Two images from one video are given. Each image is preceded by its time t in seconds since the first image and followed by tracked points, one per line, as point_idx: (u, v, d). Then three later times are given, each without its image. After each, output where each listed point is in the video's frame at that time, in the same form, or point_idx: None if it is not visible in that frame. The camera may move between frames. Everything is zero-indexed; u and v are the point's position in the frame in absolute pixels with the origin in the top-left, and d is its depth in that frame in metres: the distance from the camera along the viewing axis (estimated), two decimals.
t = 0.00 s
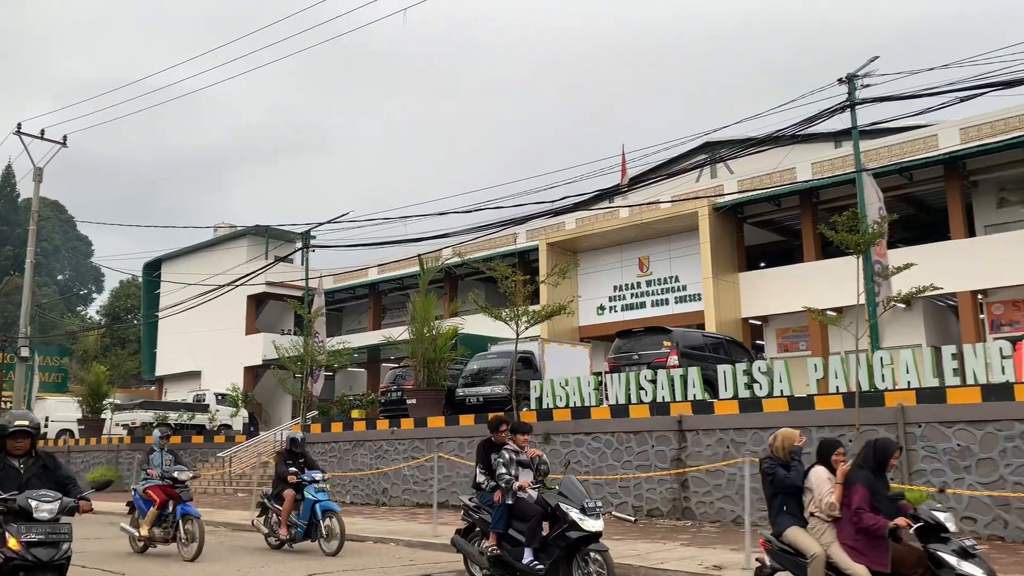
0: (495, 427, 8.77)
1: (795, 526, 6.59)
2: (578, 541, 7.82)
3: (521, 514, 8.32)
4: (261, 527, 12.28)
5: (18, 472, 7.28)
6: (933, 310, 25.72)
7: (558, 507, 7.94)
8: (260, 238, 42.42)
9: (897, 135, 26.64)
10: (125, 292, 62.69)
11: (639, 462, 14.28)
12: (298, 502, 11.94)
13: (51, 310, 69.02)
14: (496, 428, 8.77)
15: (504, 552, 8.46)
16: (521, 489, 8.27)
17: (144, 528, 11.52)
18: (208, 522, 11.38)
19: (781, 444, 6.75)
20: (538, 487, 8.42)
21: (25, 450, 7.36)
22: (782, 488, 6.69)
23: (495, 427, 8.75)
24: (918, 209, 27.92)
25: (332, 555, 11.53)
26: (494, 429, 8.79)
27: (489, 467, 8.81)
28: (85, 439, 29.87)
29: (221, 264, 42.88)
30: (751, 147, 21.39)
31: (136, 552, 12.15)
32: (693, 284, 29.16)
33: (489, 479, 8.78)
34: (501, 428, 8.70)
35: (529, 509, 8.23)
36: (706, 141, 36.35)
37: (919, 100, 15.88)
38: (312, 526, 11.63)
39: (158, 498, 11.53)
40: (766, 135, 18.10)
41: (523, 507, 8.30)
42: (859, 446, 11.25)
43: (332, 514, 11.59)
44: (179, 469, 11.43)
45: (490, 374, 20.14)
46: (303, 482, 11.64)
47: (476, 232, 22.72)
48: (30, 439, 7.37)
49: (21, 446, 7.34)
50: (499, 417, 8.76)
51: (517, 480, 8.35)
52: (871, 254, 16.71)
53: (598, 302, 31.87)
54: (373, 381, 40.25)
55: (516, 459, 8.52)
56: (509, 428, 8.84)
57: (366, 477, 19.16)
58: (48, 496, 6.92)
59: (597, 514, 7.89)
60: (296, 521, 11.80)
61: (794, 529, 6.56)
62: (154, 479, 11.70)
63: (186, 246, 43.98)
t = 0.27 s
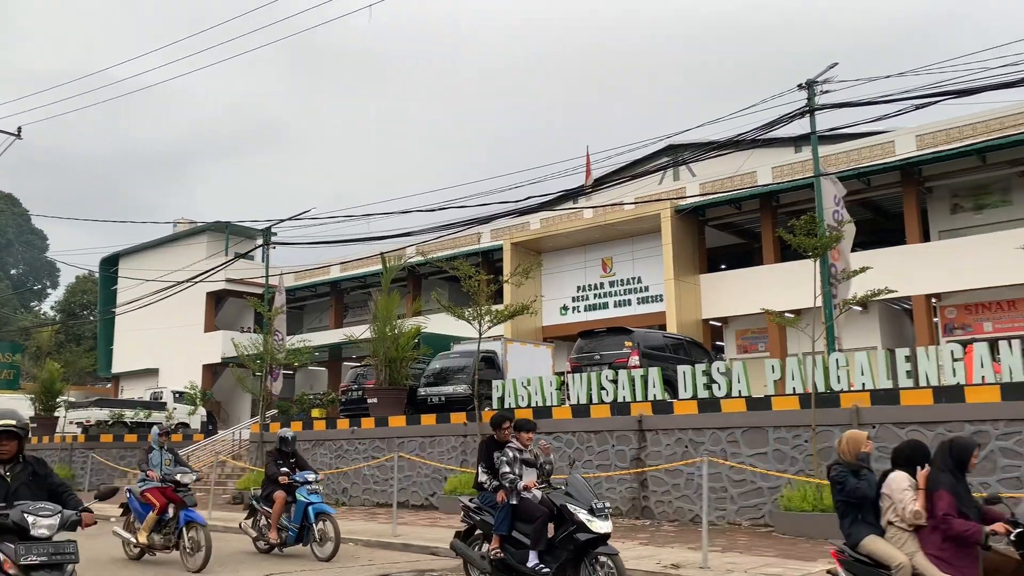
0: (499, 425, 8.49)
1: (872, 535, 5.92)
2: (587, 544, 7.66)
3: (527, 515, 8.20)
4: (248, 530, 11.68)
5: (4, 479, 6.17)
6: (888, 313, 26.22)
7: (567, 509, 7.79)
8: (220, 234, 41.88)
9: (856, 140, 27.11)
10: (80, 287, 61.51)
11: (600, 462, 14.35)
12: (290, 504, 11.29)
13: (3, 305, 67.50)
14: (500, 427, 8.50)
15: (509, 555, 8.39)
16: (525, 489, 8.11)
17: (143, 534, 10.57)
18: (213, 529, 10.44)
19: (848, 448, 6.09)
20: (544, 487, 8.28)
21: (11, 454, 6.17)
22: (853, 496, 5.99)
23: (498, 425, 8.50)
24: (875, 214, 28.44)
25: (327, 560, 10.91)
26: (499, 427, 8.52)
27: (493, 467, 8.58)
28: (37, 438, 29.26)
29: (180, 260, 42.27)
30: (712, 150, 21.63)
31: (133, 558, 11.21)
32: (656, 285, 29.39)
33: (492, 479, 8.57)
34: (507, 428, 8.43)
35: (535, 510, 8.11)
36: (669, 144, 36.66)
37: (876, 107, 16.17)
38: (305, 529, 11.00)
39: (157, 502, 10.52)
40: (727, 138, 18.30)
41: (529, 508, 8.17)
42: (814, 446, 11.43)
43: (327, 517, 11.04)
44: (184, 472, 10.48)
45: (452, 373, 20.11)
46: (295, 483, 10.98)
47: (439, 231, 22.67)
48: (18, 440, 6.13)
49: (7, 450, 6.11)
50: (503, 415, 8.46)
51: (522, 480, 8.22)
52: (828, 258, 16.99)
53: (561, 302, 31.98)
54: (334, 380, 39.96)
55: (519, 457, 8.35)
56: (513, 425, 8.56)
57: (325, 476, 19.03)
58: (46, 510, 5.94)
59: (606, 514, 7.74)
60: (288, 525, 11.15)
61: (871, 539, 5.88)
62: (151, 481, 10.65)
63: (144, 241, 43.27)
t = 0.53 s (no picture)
0: (499, 427, 8.39)
1: (974, 539, 5.44)
2: (595, 550, 7.34)
3: (531, 521, 7.85)
4: (233, 532, 11.23)
5: (9, 484, 5.30)
6: (843, 316, 26.67)
7: (574, 514, 7.47)
8: (177, 229, 41.25)
9: (813, 146, 27.53)
10: (31, 281, 60.12)
11: (558, 462, 14.41)
12: (277, 504, 10.86)
13: None
14: (502, 429, 8.38)
15: (512, 562, 8.00)
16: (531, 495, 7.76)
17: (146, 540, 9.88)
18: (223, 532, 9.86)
19: (947, 444, 5.66)
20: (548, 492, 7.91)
21: (15, 456, 5.30)
22: (952, 495, 5.51)
23: (500, 427, 8.39)
24: (831, 219, 28.92)
25: (315, 564, 10.45)
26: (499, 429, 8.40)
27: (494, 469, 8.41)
28: None
29: (135, 254, 41.55)
30: (673, 154, 21.83)
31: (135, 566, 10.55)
32: (616, 286, 29.57)
33: (493, 482, 8.35)
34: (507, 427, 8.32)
35: (539, 515, 7.77)
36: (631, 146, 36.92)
37: (833, 113, 16.43)
38: (292, 531, 10.57)
39: (162, 505, 9.87)
40: (688, 142, 18.48)
41: (533, 514, 7.83)
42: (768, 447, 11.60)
43: (317, 518, 10.51)
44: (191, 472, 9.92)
45: (411, 372, 20.05)
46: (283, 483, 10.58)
47: (400, 229, 22.58)
48: (23, 441, 5.28)
49: (10, 451, 5.26)
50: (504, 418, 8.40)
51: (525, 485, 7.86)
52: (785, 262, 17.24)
53: (522, 302, 32.04)
54: (292, 378, 39.58)
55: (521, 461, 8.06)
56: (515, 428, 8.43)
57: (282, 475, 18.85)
58: (67, 521, 5.04)
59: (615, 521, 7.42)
60: (274, 526, 10.71)
61: (974, 542, 5.41)
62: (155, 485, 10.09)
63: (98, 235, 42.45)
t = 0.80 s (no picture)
0: (502, 427, 8.17)
1: None
2: (603, 560, 6.95)
3: (539, 526, 7.47)
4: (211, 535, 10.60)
5: (38, 500, 4.09)
6: (795, 319, 27.14)
7: (580, 517, 7.11)
8: (129, 222, 40.47)
9: (769, 151, 27.94)
10: None
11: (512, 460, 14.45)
12: (260, 505, 10.39)
13: None
14: (505, 428, 8.15)
15: (515, 569, 7.63)
16: (539, 498, 7.37)
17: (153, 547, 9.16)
18: (236, 539, 9.58)
19: None
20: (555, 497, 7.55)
21: (44, 466, 4.11)
22: None
23: (502, 426, 8.16)
24: (785, 223, 29.39)
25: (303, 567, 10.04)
26: (502, 430, 8.18)
27: (500, 473, 8.08)
28: None
29: (85, 247, 40.67)
30: (631, 156, 22.00)
31: None
32: (574, 286, 29.72)
33: (498, 484, 8.05)
34: (509, 426, 8.10)
35: (545, 520, 7.42)
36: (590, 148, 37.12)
37: (787, 119, 16.69)
38: (278, 532, 10.10)
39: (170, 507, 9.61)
40: (645, 145, 18.63)
41: (538, 518, 7.47)
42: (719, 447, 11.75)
43: (304, 519, 10.13)
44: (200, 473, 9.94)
45: (367, 370, 19.95)
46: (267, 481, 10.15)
47: (357, 226, 22.43)
48: (56, 447, 4.11)
49: (39, 460, 4.08)
50: (506, 416, 8.18)
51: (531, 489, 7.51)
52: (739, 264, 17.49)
53: (480, 301, 32.04)
54: (245, 375, 39.10)
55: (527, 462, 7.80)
56: (519, 428, 8.21)
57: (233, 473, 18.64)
58: (122, 540, 3.92)
59: (625, 529, 7.06)
60: (258, 527, 10.20)
61: None
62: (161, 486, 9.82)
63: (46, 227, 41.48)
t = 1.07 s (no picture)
0: (504, 430, 8.05)
1: None
2: (610, 565, 6.87)
3: (539, 528, 7.36)
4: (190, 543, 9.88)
5: (112, 517, 3.13)
6: (743, 322, 27.57)
7: (585, 519, 7.07)
8: (72, 215, 39.49)
9: (720, 157, 28.34)
10: None
11: (462, 461, 14.44)
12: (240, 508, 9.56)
13: None
14: (508, 430, 8.03)
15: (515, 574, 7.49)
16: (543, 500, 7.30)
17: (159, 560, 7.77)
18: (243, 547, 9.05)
19: None
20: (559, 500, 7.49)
21: (116, 473, 3.19)
22: None
23: (506, 428, 8.04)
24: (734, 228, 29.84)
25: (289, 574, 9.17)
26: (505, 431, 8.06)
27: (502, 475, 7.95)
28: None
29: (25, 241, 39.58)
30: (585, 158, 22.13)
31: None
32: (526, 287, 29.79)
33: (499, 486, 7.92)
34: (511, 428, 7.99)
35: (547, 523, 7.31)
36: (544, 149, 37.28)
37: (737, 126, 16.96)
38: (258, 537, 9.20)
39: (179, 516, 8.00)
40: (598, 147, 18.77)
41: (541, 521, 7.35)
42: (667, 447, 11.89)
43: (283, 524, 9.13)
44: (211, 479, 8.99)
45: (316, 370, 19.75)
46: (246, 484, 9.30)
47: (308, 224, 22.20)
48: (130, 450, 3.22)
49: (111, 465, 3.16)
50: (510, 418, 8.05)
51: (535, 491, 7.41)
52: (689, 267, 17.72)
53: (432, 301, 31.94)
54: (192, 373, 38.42)
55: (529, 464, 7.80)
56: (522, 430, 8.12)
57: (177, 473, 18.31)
58: None
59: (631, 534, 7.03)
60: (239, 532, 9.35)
61: None
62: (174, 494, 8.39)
63: None
